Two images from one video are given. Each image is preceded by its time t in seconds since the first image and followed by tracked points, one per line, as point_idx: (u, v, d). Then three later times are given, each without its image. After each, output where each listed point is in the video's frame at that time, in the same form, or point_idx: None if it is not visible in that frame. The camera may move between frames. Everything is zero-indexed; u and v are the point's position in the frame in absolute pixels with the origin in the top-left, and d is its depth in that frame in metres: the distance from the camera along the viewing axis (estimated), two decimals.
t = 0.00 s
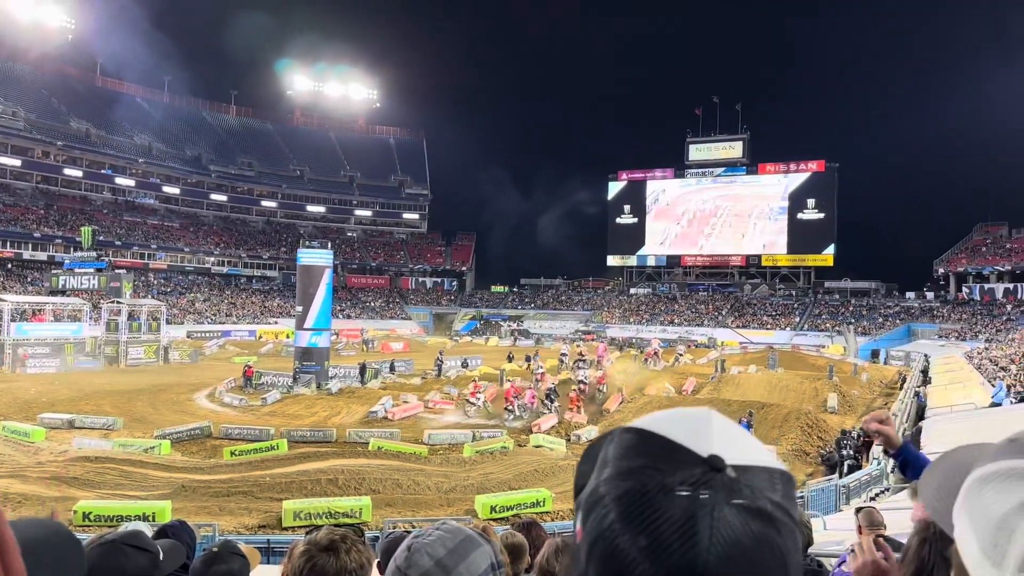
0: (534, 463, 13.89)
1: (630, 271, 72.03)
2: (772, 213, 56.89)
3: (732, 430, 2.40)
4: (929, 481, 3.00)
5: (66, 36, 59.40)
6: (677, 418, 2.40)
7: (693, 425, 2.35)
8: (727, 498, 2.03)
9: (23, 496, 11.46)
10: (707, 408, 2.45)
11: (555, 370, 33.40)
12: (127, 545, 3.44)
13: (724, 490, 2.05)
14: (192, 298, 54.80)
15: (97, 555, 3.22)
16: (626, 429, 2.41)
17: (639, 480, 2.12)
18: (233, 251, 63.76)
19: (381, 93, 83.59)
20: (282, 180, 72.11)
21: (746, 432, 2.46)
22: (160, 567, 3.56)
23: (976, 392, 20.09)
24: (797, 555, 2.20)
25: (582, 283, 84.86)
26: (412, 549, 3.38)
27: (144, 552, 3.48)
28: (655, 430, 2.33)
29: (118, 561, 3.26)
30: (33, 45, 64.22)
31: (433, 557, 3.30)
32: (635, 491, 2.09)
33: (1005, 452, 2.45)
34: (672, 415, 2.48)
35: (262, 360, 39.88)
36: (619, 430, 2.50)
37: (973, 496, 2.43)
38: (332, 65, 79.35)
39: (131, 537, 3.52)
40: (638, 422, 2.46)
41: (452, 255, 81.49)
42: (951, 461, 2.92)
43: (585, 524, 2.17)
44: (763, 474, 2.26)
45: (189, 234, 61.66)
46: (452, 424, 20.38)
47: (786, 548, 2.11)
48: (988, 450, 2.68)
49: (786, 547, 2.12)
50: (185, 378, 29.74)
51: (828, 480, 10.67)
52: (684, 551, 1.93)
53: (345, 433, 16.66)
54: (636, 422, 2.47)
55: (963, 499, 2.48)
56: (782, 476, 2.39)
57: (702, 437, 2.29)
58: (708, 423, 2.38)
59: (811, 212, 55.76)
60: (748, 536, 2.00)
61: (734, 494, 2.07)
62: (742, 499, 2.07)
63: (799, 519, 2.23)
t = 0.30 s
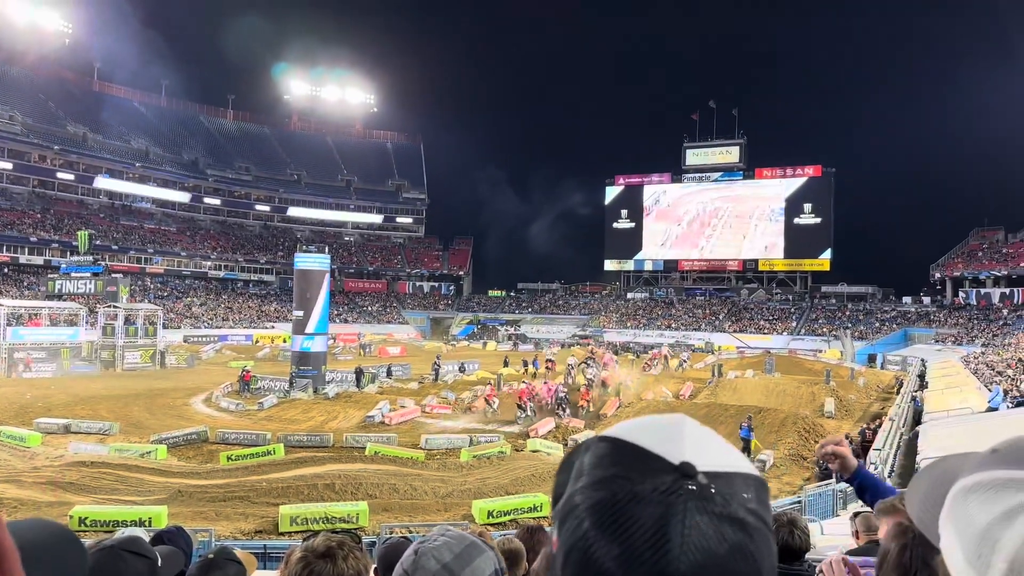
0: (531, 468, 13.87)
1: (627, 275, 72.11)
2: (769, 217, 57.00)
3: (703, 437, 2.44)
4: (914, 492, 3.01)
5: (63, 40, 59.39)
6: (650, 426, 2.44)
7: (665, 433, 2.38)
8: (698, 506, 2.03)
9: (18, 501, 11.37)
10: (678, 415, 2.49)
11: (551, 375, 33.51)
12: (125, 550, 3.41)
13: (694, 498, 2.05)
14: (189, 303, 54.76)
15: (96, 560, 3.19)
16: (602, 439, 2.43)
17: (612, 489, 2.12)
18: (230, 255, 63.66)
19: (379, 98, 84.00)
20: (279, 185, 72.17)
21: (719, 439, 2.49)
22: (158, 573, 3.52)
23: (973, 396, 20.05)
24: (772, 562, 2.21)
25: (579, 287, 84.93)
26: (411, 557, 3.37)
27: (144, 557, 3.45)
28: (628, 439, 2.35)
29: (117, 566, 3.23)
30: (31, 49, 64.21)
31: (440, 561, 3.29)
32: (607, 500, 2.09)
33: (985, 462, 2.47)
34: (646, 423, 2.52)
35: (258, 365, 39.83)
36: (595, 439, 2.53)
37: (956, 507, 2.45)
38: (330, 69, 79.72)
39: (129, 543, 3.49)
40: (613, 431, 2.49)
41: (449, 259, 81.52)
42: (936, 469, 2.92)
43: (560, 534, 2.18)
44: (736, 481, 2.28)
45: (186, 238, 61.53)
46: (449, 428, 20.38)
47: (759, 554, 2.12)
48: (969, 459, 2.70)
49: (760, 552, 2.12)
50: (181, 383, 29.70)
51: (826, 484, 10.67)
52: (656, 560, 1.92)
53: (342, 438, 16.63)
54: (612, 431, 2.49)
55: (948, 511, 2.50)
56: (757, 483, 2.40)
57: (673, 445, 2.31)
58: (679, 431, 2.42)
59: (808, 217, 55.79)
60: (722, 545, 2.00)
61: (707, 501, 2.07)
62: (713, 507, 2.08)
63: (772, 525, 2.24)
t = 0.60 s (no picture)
0: (529, 471, 13.84)
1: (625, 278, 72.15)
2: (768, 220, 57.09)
3: (693, 446, 2.45)
4: (911, 500, 3.03)
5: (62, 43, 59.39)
6: (641, 436, 2.44)
7: (654, 442, 2.38)
8: (687, 518, 2.03)
9: (16, 505, 11.35)
10: (667, 424, 2.49)
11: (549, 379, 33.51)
12: (125, 555, 3.40)
13: (684, 510, 2.04)
14: (187, 306, 54.67)
15: (94, 567, 3.17)
16: (592, 449, 2.42)
17: (602, 502, 2.10)
18: (228, 259, 63.62)
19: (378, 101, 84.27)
20: (278, 188, 72.22)
21: (708, 446, 2.50)
22: None
23: (972, 399, 19.98)
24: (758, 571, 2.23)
25: (577, 291, 84.96)
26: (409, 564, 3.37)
27: (142, 562, 3.44)
28: (616, 450, 2.34)
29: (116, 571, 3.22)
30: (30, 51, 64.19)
31: (436, 568, 3.29)
32: (596, 511, 2.09)
33: (980, 471, 2.47)
34: (635, 432, 2.51)
35: (257, 369, 39.73)
36: (585, 446, 2.52)
37: (951, 516, 2.47)
38: (329, 73, 80.00)
39: (129, 548, 3.48)
40: (602, 439, 2.48)
41: (448, 263, 81.50)
42: (933, 478, 2.93)
43: (551, 544, 2.18)
44: (726, 491, 2.28)
45: (184, 241, 61.43)
46: (447, 432, 20.35)
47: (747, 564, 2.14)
48: (967, 467, 2.70)
49: (747, 564, 2.15)
50: (180, 387, 29.63)
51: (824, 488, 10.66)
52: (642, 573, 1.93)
53: (341, 442, 16.62)
54: (601, 440, 2.48)
55: (944, 519, 2.51)
56: (746, 493, 2.41)
57: (661, 455, 2.30)
58: (668, 440, 2.42)
59: (807, 220, 55.82)
60: (710, 557, 2.01)
61: (696, 514, 2.07)
62: (703, 520, 2.07)
63: (760, 534, 2.27)
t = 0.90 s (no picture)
0: (531, 474, 13.84)
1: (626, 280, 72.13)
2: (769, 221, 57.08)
3: (691, 444, 2.45)
4: (926, 498, 3.01)
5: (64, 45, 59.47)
6: (639, 436, 2.44)
7: (651, 443, 2.39)
8: (684, 515, 2.03)
9: (18, 508, 11.36)
10: (664, 423, 2.50)
11: (551, 382, 33.58)
12: (127, 555, 3.38)
13: (682, 507, 2.04)
14: (189, 308, 54.71)
15: (97, 566, 3.16)
16: (589, 449, 2.42)
17: (600, 500, 2.11)
18: (230, 261, 63.62)
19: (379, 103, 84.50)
20: (280, 190, 72.33)
21: (707, 446, 2.50)
22: None
23: (973, 401, 20.00)
24: (757, 567, 2.24)
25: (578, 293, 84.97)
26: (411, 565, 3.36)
27: (144, 561, 3.45)
28: (614, 449, 2.35)
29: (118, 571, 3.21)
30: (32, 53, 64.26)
31: (430, 568, 3.29)
32: (594, 510, 2.10)
33: (991, 468, 2.46)
34: (633, 432, 2.51)
35: (258, 371, 39.74)
36: (583, 447, 2.53)
37: (960, 514, 2.47)
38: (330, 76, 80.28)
39: (130, 547, 3.46)
40: (601, 439, 2.48)
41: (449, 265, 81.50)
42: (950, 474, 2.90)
43: (549, 545, 2.19)
44: (723, 489, 2.28)
45: (185, 243, 61.43)
46: (448, 435, 20.38)
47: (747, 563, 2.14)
48: (978, 465, 2.68)
49: (746, 563, 2.14)
50: (181, 389, 29.65)
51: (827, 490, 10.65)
52: (639, 569, 1.94)
53: (342, 444, 16.63)
54: (600, 439, 2.49)
55: (958, 515, 2.50)
56: (743, 490, 2.41)
57: (659, 454, 2.31)
58: (665, 439, 2.42)
59: (807, 223, 55.81)
60: (710, 556, 2.02)
61: (694, 511, 2.07)
62: (700, 517, 2.07)
63: (758, 531, 2.27)
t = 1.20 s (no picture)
0: (533, 475, 13.83)
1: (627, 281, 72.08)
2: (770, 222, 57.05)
3: (698, 445, 2.44)
4: (942, 498, 2.99)
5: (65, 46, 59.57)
6: (646, 437, 2.44)
7: (659, 444, 2.39)
8: (691, 514, 2.03)
9: (20, 508, 11.38)
10: (672, 424, 2.50)
11: (553, 383, 33.57)
12: (129, 557, 3.34)
13: (689, 507, 2.04)
14: (190, 309, 54.78)
15: (100, 568, 3.13)
16: (597, 450, 2.42)
17: (608, 500, 2.11)
18: (231, 262, 63.57)
19: (380, 104, 84.64)
20: (281, 192, 72.43)
21: (714, 448, 2.49)
22: None
23: (975, 403, 19.95)
24: (766, 568, 2.23)
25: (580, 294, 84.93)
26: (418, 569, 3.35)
27: (146, 563, 3.43)
28: (623, 450, 2.35)
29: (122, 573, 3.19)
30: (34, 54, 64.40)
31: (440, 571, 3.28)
32: (603, 510, 2.10)
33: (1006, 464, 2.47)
34: (640, 434, 2.51)
35: (259, 372, 39.76)
36: (591, 449, 2.54)
37: (976, 509, 2.47)
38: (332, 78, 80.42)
39: (132, 549, 3.43)
40: (608, 440, 2.48)
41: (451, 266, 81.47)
42: (961, 475, 2.89)
43: (558, 545, 2.18)
44: (731, 491, 2.28)
45: (187, 245, 61.44)
46: (450, 436, 20.37)
47: (755, 566, 2.13)
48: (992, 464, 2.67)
49: (755, 566, 2.13)
50: (184, 390, 29.71)
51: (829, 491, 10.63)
52: (647, 569, 1.93)
53: (343, 445, 16.63)
54: (607, 441, 2.49)
55: (972, 513, 2.49)
56: (750, 491, 2.40)
57: (668, 455, 2.30)
58: (673, 440, 2.42)
59: (809, 224, 55.78)
60: (718, 555, 2.01)
61: (701, 511, 2.07)
62: (707, 517, 2.07)
63: (765, 534, 2.26)
